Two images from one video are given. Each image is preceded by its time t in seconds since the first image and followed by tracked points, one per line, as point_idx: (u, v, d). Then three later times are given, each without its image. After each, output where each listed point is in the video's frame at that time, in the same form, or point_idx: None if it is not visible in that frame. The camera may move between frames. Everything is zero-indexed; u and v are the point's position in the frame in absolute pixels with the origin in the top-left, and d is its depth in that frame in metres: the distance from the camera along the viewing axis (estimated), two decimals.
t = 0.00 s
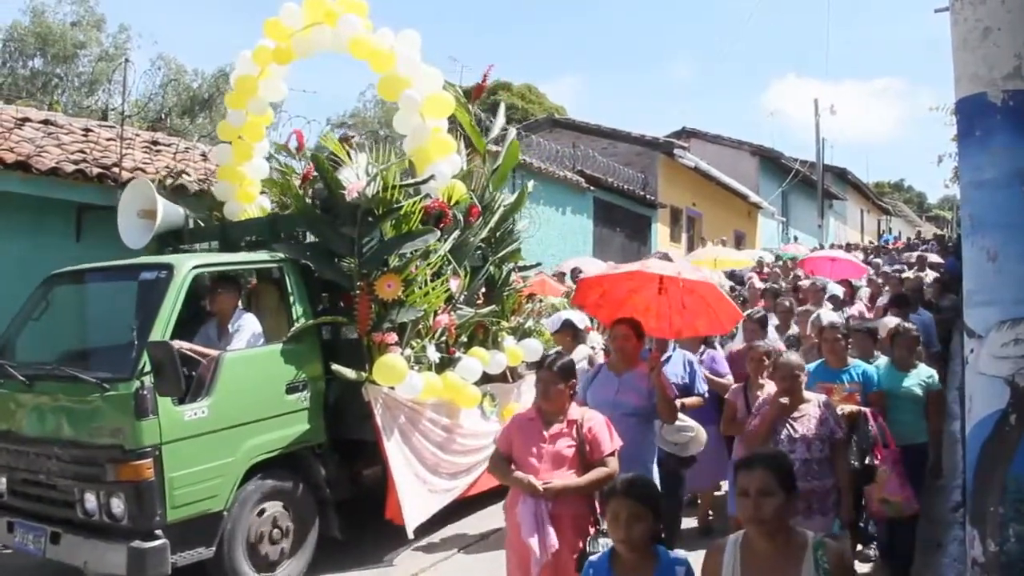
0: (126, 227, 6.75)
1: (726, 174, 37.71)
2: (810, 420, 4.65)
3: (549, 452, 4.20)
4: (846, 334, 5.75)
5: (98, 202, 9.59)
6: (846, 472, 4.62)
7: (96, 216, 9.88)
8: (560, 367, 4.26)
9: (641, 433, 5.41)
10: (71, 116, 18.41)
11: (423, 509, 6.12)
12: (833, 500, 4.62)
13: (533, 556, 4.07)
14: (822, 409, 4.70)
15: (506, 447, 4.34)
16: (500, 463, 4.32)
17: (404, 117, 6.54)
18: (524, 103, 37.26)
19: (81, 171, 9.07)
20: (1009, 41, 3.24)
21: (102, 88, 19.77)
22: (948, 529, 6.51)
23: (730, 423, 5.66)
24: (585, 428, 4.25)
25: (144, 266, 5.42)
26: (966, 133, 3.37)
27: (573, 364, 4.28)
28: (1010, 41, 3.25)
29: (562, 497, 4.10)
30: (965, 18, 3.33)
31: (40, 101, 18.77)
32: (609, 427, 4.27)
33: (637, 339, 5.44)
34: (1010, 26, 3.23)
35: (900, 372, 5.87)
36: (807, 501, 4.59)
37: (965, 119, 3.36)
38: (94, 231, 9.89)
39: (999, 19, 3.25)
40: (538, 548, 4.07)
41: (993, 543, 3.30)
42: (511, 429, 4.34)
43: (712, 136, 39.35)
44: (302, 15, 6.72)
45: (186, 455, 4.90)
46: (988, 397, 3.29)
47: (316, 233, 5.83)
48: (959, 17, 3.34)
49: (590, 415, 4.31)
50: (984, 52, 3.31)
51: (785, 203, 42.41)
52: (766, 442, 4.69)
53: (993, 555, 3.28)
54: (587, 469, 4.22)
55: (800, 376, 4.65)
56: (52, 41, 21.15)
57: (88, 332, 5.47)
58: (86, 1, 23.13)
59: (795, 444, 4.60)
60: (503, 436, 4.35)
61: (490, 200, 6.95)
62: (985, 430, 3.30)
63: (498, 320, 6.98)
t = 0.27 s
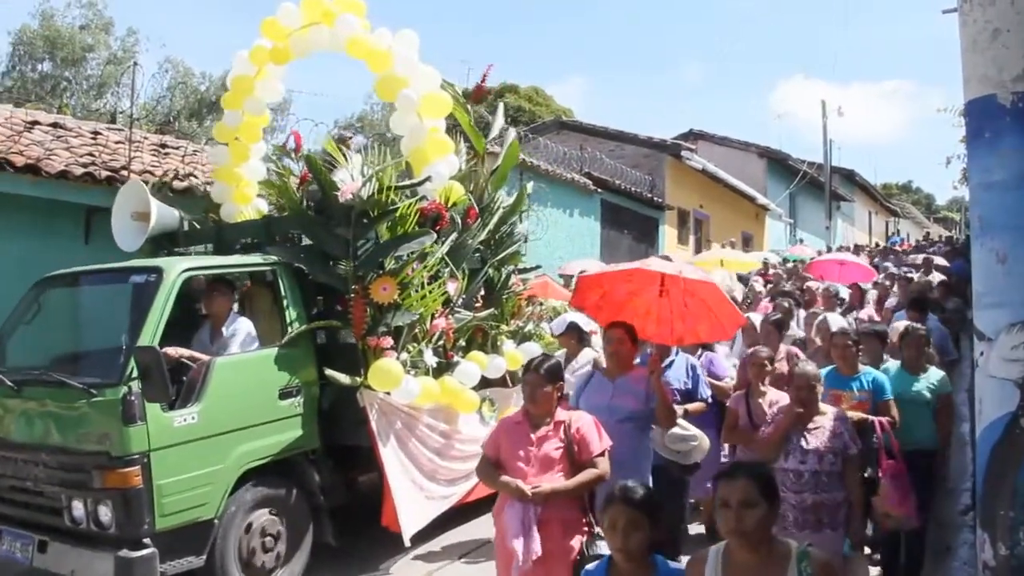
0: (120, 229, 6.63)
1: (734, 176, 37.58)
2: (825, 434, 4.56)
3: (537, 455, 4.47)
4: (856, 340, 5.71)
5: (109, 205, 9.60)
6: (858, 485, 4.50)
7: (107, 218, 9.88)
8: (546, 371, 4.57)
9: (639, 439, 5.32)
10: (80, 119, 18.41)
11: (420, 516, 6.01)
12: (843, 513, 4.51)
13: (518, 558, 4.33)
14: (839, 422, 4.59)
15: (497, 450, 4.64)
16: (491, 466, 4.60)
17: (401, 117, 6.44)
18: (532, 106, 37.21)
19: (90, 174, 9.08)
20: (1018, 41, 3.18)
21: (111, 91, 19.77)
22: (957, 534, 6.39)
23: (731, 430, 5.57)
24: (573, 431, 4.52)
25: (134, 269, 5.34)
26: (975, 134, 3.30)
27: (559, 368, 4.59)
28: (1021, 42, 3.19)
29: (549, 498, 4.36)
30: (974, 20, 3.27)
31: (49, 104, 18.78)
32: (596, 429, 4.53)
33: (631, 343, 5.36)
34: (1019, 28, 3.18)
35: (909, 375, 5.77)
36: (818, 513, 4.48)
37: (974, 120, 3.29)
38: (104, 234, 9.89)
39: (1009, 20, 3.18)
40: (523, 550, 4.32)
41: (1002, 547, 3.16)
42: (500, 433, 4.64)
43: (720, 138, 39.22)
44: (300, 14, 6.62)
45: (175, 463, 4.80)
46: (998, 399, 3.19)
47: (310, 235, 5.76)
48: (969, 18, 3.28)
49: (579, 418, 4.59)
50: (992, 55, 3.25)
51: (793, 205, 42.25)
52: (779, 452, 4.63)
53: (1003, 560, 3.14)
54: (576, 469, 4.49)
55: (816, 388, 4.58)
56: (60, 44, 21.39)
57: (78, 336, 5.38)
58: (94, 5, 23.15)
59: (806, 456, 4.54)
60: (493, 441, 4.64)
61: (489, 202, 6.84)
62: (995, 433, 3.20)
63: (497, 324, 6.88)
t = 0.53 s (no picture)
0: (126, 234, 6.59)
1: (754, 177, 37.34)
2: (846, 441, 4.40)
3: (543, 463, 4.42)
4: (886, 344, 5.58)
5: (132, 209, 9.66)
6: (880, 493, 4.33)
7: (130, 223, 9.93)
8: (555, 375, 4.50)
9: (651, 445, 5.19)
10: (100, 125, 18.40)
11: (428, 524, 5.90)
12: (864, 524, 4.34)
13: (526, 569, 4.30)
14: (861, 429, 4.41)
15: (507, 455, 4.61)
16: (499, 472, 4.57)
17: (409, 117, 6.35)
18: (550, 108, 37.10)
19: (112, 180, 9.13)
20: None
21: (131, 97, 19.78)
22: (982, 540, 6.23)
23: (745, 437, 5.45)
24: (581, 437, 4.44)
25: (138, 273, 5.26)
26: (999, 133, 3.15)
27: (569, 372, 4.52)
28: None
29: (554, 508, 4.29)
30: (996, 18, 3.15)
31: (70, 111, 18.79)
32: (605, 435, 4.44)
33: (642, 345, 5.23)
34: None
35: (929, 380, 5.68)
36: (837, 522, 4.34)
37: (999, 118, 3.14)
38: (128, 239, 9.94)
39: None
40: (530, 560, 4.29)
41: None
42: (511, 438, 4.60)
43: (740, 139, 38.96)
44: (305, 15, 6.57)
45: (177, 470, 4.72)
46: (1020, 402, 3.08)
47: (317, 238, 5.66)
48: (991, 17, 3.16)
49: (587, 422, 4.50)
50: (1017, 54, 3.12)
51: (813, 206, 41.96)
52: (797, 458, 4.50)
53: None
54: (584, 475, 4.41)
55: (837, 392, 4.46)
56: (82, 50, 21.41)
57: (82, 341, 5.30)
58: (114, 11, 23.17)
59: (825, 463, 4.39)
60: (503, 447, 4.61)
61: (500, 204, 6.72)
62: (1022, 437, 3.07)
63: (508, 327, 6.77)
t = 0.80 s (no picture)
0: (117, 235, 6.48)
1: (761, 180, 37.19)
2: (839, 448, 4.28)
3: (537, 475, 4.32)
4: (895, 347, 5.37)
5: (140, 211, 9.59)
6: (875, 501, 4.21)
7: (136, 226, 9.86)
8: (556, 385, 4.38)
9: (655, 458, 5.09)
10: (108, 127, 18.32)
11: (423, 531, 5.78)
12: (860, 532, 4.25)
13: None
14: (853, 437, 4.31)
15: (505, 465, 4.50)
16: (494, 482, 4.45)
17: (405, 117, 6.23)
18: (557, 110, 36.99)
19: (120, 182, 9.07)
20: None
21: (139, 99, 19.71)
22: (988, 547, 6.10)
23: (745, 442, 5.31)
24: (579, 450, 4.29)
25: (125, 275, 5.15)
26: (1009, 135, 3.06)
27: (571, 382, 4.40)
28: None
29: (544, 521, 4.19)
30: (1007, 20, 3.03)
31: (77, 113, 18.72)
32: (604, 449, 4.30)
33: (647, 355, 5.13)
34: None
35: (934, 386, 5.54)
36: (833, 532, 4.22)
37: (1009, 120, 3.06)
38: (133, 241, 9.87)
39: None
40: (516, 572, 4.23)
41: None
42: (509, 448, 4.49)
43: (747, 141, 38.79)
44: (301, 14, 6.45)
45: (162, 477, 4.61)
46: None
47: (309, 240, 5.56)
48: (1001, 19, 3.04)
49: (587, 433, 4.35)
50: None
51: (820, 208, 41.79)
52: (790, 467, 4.32)
53: None
54: (581, 490, 4.28)
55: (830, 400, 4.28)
56: (90, 53, 21.32)
57: (68, 344, 5.18)
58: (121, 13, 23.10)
59: (819, 473, 4.24)
60: (501, 456, 4.50)
61: (497, 207, 6.60)
62: None
63: (506, 331, 6.66)
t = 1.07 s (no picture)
0: (93, 232, 6.36)
1: (756, 176, 37.11)
2: (820, 446, 4.16)
3: (522, 478, 4.20)
4: (881, 346, 5.24)
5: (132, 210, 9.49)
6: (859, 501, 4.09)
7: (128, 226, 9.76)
8: (543, 385, 4.27)
9: (647, 458, 4.93)
10: (100, 125, 18.20)
11: (406, 535, 5.65)
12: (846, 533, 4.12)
13: None
14: (834, 433, 4.20)
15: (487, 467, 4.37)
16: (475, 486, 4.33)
17: (385, 111, 6.10)
18: (551, 107, 36.90)
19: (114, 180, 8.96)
20: None
21: (131, 97, 19.59)
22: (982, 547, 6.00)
23: (733, 447, 5.31)
24: (567, 454, 4.18)
25: (95, 274, 5.01)
26: (1003, 131, 2.94)
27: (559, 382, 4.29)
28: None
29: (528, 527, 4.07)
30: (1001, 16, 2.93)
31: (69, 111, 18.60)
32: (592, 454, 4.20)
33: (638, 352, 4.93)
34: None
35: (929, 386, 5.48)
36: (817, 534, 4.09)
37: (1003, 115, 2.93)
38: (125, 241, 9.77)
39: None
40: None
41: None
42: (492, 449, 4.36)
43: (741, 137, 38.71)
44: (281, 8, 6.32)
45: (133, 482, 4.49)
46: None
47: (287, 238, 5.44)
48: (996, 14, 2.94)
49: (574, 436, 4.24)
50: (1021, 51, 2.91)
51: (815, 205, 41.72)
52: (771, 469, 4.21)
53: None
54: (566, 495, 4.17)
55: (808, 396, 4.17)
56: (82, 51, 21.62)
57: (37, 346, 5.04)
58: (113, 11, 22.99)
59: (802, 472, 4.13)
60: (483, 457, 4.37)
61: (480, 204, 6.50)
62: None
63: (490, 330, 6.54)
